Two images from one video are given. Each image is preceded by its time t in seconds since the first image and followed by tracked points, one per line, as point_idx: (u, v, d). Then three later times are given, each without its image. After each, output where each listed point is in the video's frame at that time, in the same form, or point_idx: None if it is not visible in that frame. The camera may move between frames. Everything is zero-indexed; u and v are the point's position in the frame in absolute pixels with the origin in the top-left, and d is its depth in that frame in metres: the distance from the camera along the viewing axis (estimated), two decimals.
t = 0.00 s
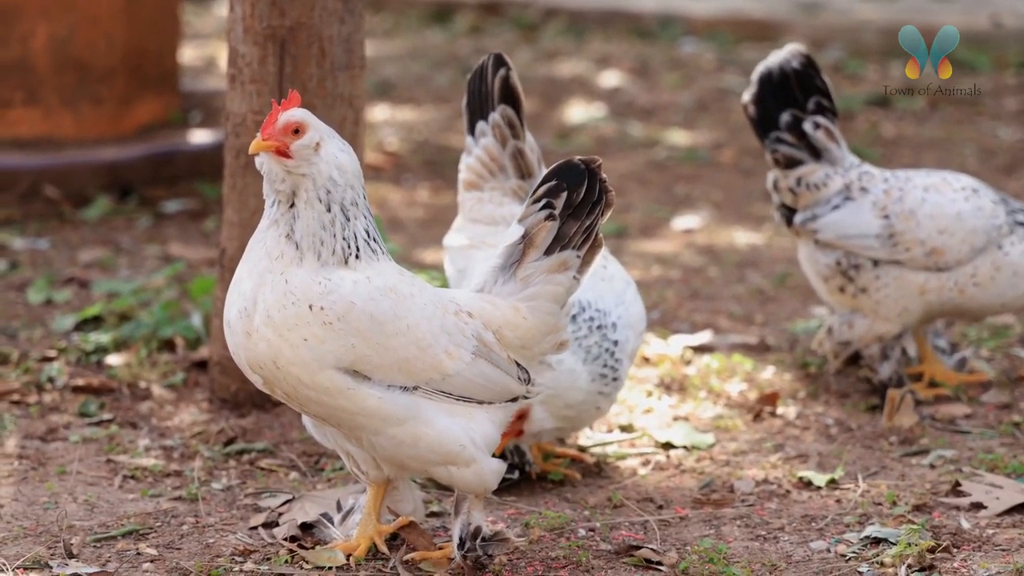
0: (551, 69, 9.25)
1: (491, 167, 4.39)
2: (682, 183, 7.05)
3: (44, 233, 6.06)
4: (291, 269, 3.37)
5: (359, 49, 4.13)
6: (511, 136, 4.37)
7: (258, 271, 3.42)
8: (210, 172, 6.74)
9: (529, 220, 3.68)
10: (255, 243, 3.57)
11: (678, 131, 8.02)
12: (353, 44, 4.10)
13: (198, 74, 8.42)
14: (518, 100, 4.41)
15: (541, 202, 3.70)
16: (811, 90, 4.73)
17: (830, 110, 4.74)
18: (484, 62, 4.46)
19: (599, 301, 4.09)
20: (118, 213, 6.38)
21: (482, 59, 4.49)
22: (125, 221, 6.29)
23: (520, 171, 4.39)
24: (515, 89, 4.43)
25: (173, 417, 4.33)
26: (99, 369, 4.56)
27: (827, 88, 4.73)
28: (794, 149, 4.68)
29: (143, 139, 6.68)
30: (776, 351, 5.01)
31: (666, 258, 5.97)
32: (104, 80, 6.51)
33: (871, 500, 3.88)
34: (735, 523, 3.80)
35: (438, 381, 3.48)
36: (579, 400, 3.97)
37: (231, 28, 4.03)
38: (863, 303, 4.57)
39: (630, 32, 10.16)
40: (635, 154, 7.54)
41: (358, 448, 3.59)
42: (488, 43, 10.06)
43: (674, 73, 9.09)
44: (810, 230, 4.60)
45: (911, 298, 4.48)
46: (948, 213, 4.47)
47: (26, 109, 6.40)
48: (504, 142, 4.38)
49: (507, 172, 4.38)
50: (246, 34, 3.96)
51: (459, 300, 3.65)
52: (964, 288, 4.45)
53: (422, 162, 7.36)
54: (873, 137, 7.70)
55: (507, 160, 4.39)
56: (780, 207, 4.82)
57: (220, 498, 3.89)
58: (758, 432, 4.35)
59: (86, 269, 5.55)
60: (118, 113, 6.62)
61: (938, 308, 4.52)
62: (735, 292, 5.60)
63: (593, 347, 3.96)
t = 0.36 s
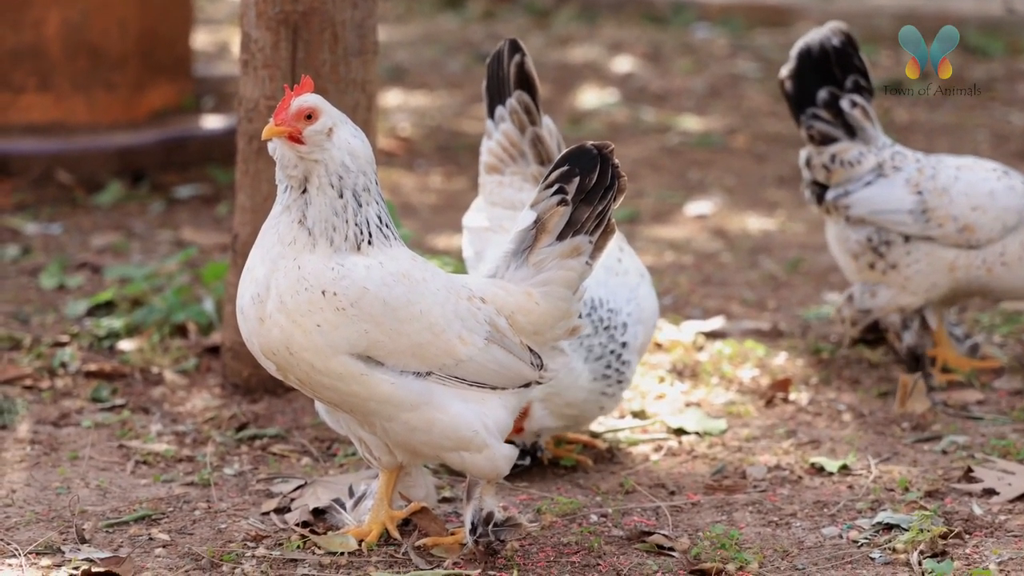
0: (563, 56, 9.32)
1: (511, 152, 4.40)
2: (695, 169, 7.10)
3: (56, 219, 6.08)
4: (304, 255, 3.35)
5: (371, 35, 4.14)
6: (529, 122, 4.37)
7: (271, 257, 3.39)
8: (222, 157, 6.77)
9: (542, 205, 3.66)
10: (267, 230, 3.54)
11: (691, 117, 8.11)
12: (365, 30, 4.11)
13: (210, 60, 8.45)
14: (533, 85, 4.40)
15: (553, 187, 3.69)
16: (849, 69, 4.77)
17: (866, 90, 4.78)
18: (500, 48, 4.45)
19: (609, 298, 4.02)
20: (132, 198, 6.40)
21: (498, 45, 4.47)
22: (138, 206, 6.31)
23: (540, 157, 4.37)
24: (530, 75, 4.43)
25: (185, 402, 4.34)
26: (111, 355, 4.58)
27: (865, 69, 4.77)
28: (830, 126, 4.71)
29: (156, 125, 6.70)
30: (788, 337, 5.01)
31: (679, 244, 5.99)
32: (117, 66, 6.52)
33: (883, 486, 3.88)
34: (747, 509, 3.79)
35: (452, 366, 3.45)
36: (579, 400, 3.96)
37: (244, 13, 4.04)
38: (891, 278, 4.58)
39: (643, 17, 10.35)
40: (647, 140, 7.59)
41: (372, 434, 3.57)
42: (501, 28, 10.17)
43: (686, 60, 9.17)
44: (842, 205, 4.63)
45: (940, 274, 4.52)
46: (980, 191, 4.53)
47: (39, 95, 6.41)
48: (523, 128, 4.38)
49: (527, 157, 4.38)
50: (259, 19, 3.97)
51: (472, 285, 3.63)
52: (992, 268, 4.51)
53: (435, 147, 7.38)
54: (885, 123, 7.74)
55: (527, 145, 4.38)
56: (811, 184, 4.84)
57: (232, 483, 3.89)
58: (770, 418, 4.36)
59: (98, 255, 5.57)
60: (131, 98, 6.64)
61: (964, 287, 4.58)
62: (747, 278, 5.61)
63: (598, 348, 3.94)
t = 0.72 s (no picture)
0: (568, 49, 9.36)
1: (519, 148, 4.38)
2: (701, 162, 7.11)
3: (62, 213, 6.10)
4: (311, 249, 3.32)
5: (377, 29, 4.15)
6: (533, 119, 4.38)
7: (277, 251, 3.37)
8: (228, 152, 6.79)
9: (547, 199, 3.66)
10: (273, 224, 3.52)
11: (696, 110, 8.12)
12: (371, 24, 4.12)
13: (217, 54, 8.47)
14: (534, 82, 4.43)
15: (558, 181, 3.69)
16: (866, 67, 4.74)
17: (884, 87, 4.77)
18: (500, 48, 4.50)
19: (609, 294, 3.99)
20: (137, 192, 6.42)
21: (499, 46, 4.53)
22: (143, 200, 6.33)
23: (547, 152, 4.35)
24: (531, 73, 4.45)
25: (191, 396, 4.35)
26: (116, 349, 4.59)
27: (883, 67, 4.74)
28: (846, 124, 4.73)
29: (162, 118, 6.70)
30: (793, 331, 5.01)
31: (684, 238, 6.00)
32: (122, 59, 6.51)
33: (888, 481, 3.87)
34: (752, 504, 3.79)
35: (458, 360, 3.45)
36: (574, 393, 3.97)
37: (250, 7, 4.05)
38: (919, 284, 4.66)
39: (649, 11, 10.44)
40: (653, 134, 7.61)
41: (378, 429, 3.57)
42: (507, 22, 10.23)
43: (692, 54, 9.21)
44: (856, 202, 4.69)
45: (954, 274, 4.55)
46: (990, 185, 4.51)
47: (45, 89, 6.42)
48: (527, 124, 4.38)
49: (534, 152, 4.35)
50: (265, 13, 3.97)
51: (478, 280, 3.63)
52: (1002, 265, 4.47)
53: (441, 141, 7.38)
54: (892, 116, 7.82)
55: (533, 141, 4.36)
56: (831, 180, 4.89)
57: (237, 478, 3.90)
58: (776, 412, 4.36)
59: (104, 249, 5.58)
60: (137, 92, 6.63)
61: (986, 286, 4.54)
62: (753, 272, 5.61)
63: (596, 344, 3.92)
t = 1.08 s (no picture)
0: (571, 48, 9.39)
1: (513, 148, 4.40)
2: (703, 161, 7.11)
3: (65, 212, 6.09)
4: (313, 248, 3.32)
5: (379, 28, 4.15)
6: (527, 118, 4.37)
7: (279, 251, 3.37)
8: (230, 151, 6.80)
9: (550, 197, 3.65)
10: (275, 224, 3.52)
11: (698, 109, 8.12)
12: (374, 23, 4.12)
13: (219, 53, 8.47)
14: (528, 82, 4.40)
15: (561, 179, 3.68)
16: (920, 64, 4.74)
17: (938, 86, 4.76)
18: (495, 47, 4.48)
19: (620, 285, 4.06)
20: (140, 191, 6.42)
21: (493, 44, 4.51)
22: (146, 199, 6.33)
23: (541, 151, 4.37)
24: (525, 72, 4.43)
25: (193, 395, 4.35)
26: (119, 348, 4.59)
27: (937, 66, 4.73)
28: (898, 121, 4.76)
29: (165, 117, 6.73)
30: (796, 330, 5.01)
31: (687, 237, 6.00)
32: (124, 57, 6.52)
33: (891, 480, 3.87)
34: (754, 503, 3.79)
35: (460, 360, 3.45)
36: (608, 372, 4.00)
37: (252, 7, 4.05)
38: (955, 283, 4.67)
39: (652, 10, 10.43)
40: (655, 133, 7.61)
41: (380, 428, 3.57)
42: (510, 22, 10.24)
43: (694, 53, 9.22)
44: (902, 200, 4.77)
45: (984, 279, 4.54)
46: None
47: (47, 88, 6.40)
48: (521, 124, 4.38)
49: (528, 152, 4.37)
50: (267, 12, 3.98)
51: (481, 279, 3.63)
52: None
53: (443, 141, 7.38)
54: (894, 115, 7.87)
55: (527, 140, 4.37)
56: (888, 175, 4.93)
57: (240, 477, 3.89)
58: (778, 411, 4.36)
59: (106, 248, 5.58)
60: (139, 90, 6.65)
61: (1016, 295, 4.52)
62: (755, 272, 5.61)
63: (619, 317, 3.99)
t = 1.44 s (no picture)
0: (574, 49, 9.43)
1: (519, 152, 4.39)
2: (706, 163, 7.11)
3: (69, 213, 6.10)
4: (317, 250, 3.32)
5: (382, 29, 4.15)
6: (531, 122, 4.39)
7: (283, 253, 3.37)
8: (233, 152, 6.80)
9: (552, 199, 3.66)
10: (280, 225, 3.51)
11: (702, 110, 8.12)
12: (376, 25, 4.10)
13: (224, 54, 8.48)
14: (528, 86, 4.42)
15: (563, 181, 3.69)
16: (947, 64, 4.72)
17: (963, 87, 4.74)
18: (493, 52, 4.46)
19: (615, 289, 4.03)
20: (144, 192, 6.42)
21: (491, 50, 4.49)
22: (150, 201, 6.33)
23: (547, 154, 4.39)
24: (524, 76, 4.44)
25: (196, 397, 4.35)
26: (122, 349, 4.60)
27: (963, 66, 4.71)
28: (924, 120, 4.73)
29: (169, 118, 6.73)
30: (799, 331, 5.01)
31: (690, 238, 6.01)
32: (128, 58, 6.54)
33: (894, 481, 3.87)
34: (757, 504, 3.79)
35: (464, 361, 3.45)
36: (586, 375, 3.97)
37: (255, 8, 4.05)
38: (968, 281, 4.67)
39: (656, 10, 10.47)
40: (659, 134, 7.62)
41: (384, 430, 3.57)
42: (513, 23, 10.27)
43: (698, 54, 9.24)
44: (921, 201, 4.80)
45: (993, 280, 4.51)
46: None
47: (51, 88, 6.40)
48: (526, 128, 4.39)
49: (534, 155, 4.38)
50: (271, 13, 3.98)
51: (484, 280, 3.63)
52: None
53: (446, 142, 7.39)
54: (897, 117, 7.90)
55: (533, 144, 4.38)
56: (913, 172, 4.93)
57: (243, 478, 3.90)
58: (781, 413, 4.36)
59: (110, 249, 5.58)
60: (142, 91, 6.66)
61: None
62: (758, 273, 5.61)
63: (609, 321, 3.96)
